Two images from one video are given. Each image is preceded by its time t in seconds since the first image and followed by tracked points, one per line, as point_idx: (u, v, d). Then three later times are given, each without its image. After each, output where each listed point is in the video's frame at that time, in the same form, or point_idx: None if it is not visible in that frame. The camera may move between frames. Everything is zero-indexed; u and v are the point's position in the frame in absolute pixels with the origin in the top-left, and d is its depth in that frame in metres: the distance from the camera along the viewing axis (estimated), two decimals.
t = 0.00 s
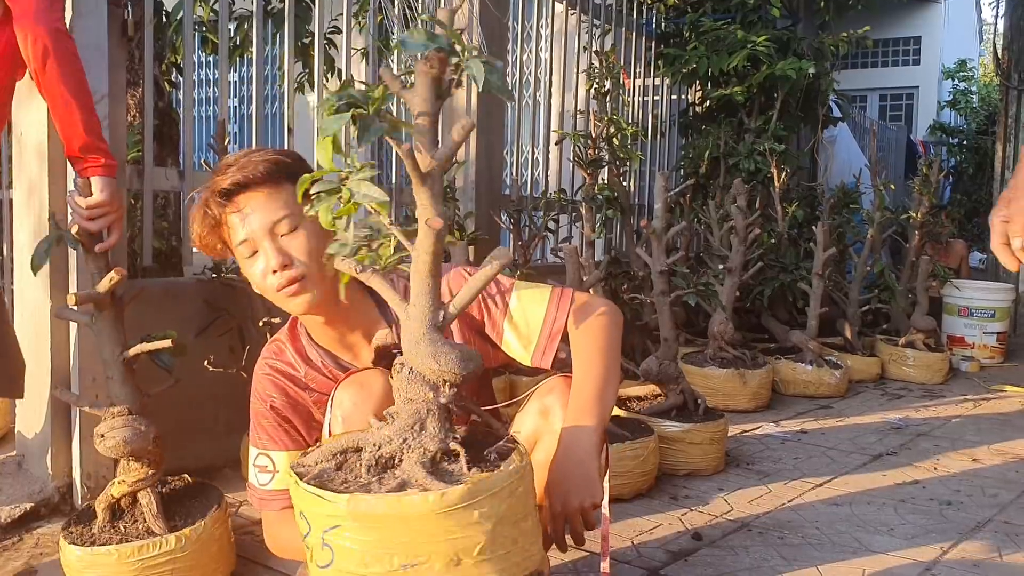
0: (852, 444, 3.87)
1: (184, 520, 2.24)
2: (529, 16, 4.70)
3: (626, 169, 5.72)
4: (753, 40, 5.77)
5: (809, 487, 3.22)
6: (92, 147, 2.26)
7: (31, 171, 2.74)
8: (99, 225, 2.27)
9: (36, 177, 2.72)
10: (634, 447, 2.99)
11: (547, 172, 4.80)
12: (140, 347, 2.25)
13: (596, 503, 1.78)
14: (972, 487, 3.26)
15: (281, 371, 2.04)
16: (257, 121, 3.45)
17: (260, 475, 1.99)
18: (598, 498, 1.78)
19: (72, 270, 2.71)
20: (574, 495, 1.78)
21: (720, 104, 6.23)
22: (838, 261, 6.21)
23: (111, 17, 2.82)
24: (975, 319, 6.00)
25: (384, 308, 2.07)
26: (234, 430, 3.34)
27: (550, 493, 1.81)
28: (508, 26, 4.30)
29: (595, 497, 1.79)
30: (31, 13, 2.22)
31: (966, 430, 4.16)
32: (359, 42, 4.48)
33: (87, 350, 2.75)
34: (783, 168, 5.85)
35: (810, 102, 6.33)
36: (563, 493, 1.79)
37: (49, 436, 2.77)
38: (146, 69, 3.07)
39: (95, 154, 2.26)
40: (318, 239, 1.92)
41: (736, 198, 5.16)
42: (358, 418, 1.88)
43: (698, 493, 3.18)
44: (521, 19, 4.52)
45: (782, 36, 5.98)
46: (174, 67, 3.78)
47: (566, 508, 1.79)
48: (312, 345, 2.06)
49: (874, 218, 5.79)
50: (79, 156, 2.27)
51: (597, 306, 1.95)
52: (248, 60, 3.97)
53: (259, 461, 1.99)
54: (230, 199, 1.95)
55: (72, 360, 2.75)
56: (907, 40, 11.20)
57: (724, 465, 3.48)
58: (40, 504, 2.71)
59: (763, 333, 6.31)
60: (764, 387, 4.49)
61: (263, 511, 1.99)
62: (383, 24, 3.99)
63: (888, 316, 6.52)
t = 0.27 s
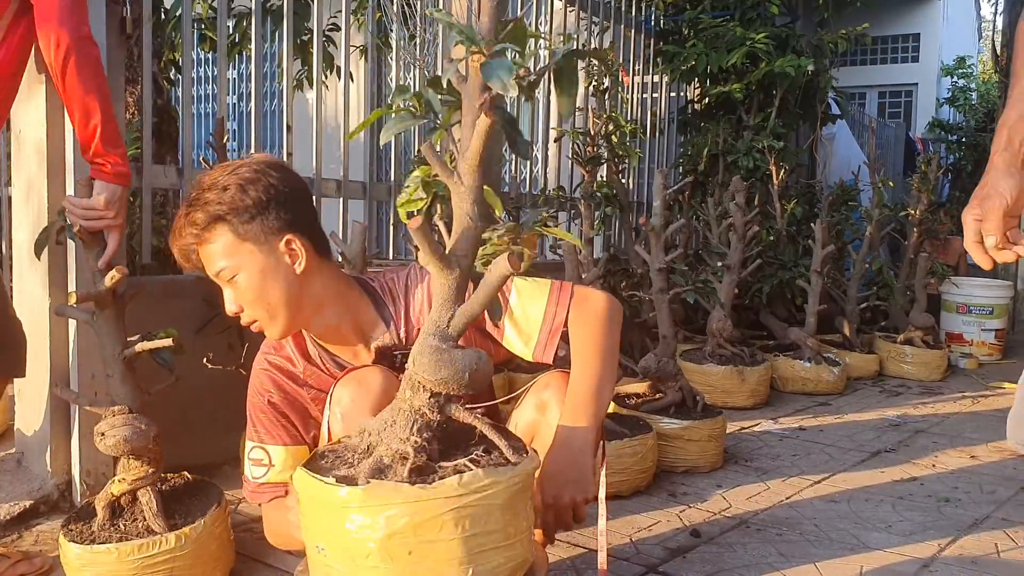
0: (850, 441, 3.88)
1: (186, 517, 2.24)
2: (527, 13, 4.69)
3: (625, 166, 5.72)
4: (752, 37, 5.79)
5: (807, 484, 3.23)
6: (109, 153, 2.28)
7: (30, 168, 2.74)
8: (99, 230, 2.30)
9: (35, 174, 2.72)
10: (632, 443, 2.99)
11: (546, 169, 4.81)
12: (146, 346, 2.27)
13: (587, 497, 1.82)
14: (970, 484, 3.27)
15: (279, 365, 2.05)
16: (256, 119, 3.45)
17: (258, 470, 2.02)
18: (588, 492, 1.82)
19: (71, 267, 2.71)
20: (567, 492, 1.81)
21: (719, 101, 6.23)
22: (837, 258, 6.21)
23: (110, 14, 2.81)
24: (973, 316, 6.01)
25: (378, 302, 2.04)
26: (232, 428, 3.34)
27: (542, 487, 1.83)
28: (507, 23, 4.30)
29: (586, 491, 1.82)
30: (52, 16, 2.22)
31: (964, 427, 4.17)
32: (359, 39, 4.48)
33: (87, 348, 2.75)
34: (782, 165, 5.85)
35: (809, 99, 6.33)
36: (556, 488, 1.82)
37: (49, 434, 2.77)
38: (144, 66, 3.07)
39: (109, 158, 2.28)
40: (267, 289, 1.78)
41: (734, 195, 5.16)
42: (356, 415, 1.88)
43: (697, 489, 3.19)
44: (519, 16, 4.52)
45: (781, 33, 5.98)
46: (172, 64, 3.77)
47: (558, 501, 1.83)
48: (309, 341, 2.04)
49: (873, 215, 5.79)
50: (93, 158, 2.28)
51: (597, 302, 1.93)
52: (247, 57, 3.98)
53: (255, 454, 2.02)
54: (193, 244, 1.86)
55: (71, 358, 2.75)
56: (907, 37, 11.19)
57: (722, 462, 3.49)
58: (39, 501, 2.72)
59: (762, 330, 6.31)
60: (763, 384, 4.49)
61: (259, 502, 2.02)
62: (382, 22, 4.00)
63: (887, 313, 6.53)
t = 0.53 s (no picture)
0: (849, 440, 3.88)
1: (181, 520, 2.24)
2: (527, 12, 4.70)
3: (624, 165, 5.73)
4: (751, 37, 5.80)
5: (806, 484, 3.24)
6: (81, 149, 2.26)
7: (30, 168, 2.74)
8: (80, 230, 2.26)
9: (35, 173, 2.73)
10: (632, 443, 3.00)
11: (545, 169, 4.82)
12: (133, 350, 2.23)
13: (590, 498, 1.80)
14: (968, 484, 3.27)
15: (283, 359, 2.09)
16: (255, 118, 3.45)
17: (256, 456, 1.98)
18: (593, 493, 1.80)
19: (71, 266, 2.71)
20: (571, 491, 1.80)
21: (718, 101, 6.24)
22: (836, 257, 6.22)
23: (109, 14, 2.82)
24: (972, 316, 6.02)
25: (380, 301, 2.04)
26: (231, 428, 3.34)
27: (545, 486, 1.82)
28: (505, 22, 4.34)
29: (589, 492, 1.81)
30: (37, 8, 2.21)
31: (963, 427, 4.18)
32: (358, 39, 4.48)
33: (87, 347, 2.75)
34: (780, 165, 5.86)
35: (808, 99, 6.34)
36: (559, 488, 1.80)
37: (49, 434, 2.77)
38: (144, 65, 3.07)
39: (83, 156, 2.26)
40: (261, 300, 1.79)
41: (734, 195, 5.17)
42: (359, 414, 1.91)
43: (696, 489, 3.19)
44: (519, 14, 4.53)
45: (780, 33, 5.99)
46: (172, 63, 3.78)
47: (560, 503, 1.81)
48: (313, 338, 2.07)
49: (871, 215, 5.79)
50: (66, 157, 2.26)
51: (599, 299, 1.94)
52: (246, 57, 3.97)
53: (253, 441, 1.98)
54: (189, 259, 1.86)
55: (71, 357, 2.76)
56: (906, 36, 11.19)
57: (721, 461, 3.50)
58: (39, 501, 2.72)
59: (761, 330, 6.32)
60: (762, 383, 4.50)
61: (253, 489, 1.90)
62: (381, 22, 4.00)
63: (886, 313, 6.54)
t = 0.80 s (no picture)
0: (847, 441, 3.89)
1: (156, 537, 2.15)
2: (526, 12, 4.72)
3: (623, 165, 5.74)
4: (750, 37, 5.82)
5: (804, 484, 3.25)
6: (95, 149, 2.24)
7: (31, 168, 2.75)
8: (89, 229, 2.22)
9: (36, 174, 2.73)
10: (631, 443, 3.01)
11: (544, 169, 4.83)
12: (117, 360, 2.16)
13: (592, 499, 1.81)
14: (966, 484, 3.29)
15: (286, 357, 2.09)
16: (255, 118, 3.46)
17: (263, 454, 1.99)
18: (594, 494, 1.81)
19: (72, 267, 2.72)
20: (572, 489, 1.81)
21: (717, 101, 6.25)
22: (835, 258, 6.23)
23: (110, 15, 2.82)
24: (970, 316, 6.02)
25: (386, 304, 2.05)
26: (230, 429, 3.34)
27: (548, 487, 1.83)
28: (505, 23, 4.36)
29: (590, 492, 1.81)
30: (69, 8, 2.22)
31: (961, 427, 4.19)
32: (358, 39, 4.49)
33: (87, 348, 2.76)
34: (779, 165, 5.88)
35: (807, 100, 6.35)
36: (561, 489, 1.81)
37: (49, 434, 2.78)
38: (145, 66, 3.08)
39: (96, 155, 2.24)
40: (268, 301, 1.80)
41: (732, 196, 5.18)
42: (360, 414, 1.92)
43: (694, 489, 3.20)
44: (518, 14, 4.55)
45: (779, 34, 6.00)
46: (172, 63, 3.78)
47: (562, 504, 1.82)
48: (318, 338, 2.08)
49: (870, 216, 5.81)
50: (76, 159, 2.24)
51: (605, 301, 1.95)
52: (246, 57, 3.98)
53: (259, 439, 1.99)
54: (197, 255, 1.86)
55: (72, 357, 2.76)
56: (905, 36, 11.20)
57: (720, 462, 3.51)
58: (40, 501, 2.72)
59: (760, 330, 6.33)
60: (761, 384, 4.51)
61: (263, 488, 1.92)
62: (380, 22, 4.02)
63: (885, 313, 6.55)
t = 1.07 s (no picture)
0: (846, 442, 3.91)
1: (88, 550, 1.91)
2: (526, 13, 4.74)
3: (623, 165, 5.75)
4: (750, 38, 5.89)
5: (803, 485, 3.26)
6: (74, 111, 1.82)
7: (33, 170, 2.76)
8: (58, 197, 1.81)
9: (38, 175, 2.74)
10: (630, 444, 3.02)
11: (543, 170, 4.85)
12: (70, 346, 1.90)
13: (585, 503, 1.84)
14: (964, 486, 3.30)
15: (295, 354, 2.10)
16: (255, 118, 3.46)
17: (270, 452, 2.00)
18: (588, 498, 1.84)
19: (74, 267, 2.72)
20: (569, 492, 1.83)
21: (716, 101, 6.27)
22: (833, 259, 6.25)
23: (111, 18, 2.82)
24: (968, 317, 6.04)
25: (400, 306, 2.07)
26: (231, 429, 3.36)
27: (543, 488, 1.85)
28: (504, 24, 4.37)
29: (584, 496, 1.84)
30: None
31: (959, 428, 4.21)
32: (358, 40, 4.50)
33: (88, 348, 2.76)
34: (778, 167, 5.90)
35: (806, 101, 6.37)
36: (556, 492, 1.83)
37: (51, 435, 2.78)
38: (146, 68, 3.09)
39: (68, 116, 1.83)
40: (294, 282, 1.81)
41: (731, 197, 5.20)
42: (362, 416, 1.96)
43: (693, 490, 3.22)
44: (518, 16, 4.56)
45: (778, 35, 6.02)
46: (173, 64, 3.79)
47: (556, 506, 1.84)
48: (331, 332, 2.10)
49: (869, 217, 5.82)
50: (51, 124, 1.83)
51: (616, 309, 1.98)
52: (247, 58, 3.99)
53: (268, 435, 1.99)
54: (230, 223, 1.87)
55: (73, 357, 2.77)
56: (904, 37, 11.22)
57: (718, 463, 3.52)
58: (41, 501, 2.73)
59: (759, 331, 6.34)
60: (760, 384, 4.53)
61: (269, 487, 1.95)
62: (379, 24, 4.04)
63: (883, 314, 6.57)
